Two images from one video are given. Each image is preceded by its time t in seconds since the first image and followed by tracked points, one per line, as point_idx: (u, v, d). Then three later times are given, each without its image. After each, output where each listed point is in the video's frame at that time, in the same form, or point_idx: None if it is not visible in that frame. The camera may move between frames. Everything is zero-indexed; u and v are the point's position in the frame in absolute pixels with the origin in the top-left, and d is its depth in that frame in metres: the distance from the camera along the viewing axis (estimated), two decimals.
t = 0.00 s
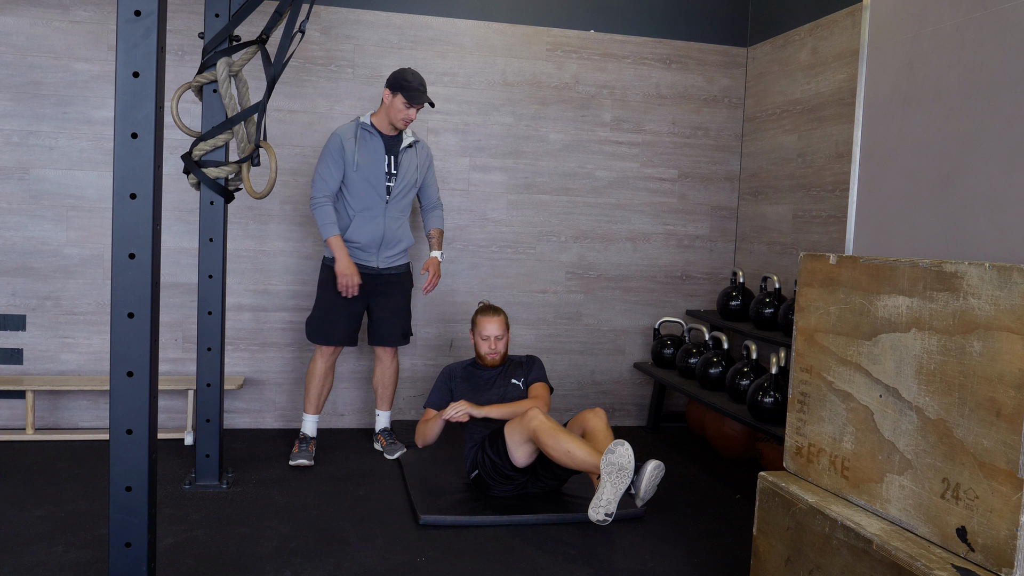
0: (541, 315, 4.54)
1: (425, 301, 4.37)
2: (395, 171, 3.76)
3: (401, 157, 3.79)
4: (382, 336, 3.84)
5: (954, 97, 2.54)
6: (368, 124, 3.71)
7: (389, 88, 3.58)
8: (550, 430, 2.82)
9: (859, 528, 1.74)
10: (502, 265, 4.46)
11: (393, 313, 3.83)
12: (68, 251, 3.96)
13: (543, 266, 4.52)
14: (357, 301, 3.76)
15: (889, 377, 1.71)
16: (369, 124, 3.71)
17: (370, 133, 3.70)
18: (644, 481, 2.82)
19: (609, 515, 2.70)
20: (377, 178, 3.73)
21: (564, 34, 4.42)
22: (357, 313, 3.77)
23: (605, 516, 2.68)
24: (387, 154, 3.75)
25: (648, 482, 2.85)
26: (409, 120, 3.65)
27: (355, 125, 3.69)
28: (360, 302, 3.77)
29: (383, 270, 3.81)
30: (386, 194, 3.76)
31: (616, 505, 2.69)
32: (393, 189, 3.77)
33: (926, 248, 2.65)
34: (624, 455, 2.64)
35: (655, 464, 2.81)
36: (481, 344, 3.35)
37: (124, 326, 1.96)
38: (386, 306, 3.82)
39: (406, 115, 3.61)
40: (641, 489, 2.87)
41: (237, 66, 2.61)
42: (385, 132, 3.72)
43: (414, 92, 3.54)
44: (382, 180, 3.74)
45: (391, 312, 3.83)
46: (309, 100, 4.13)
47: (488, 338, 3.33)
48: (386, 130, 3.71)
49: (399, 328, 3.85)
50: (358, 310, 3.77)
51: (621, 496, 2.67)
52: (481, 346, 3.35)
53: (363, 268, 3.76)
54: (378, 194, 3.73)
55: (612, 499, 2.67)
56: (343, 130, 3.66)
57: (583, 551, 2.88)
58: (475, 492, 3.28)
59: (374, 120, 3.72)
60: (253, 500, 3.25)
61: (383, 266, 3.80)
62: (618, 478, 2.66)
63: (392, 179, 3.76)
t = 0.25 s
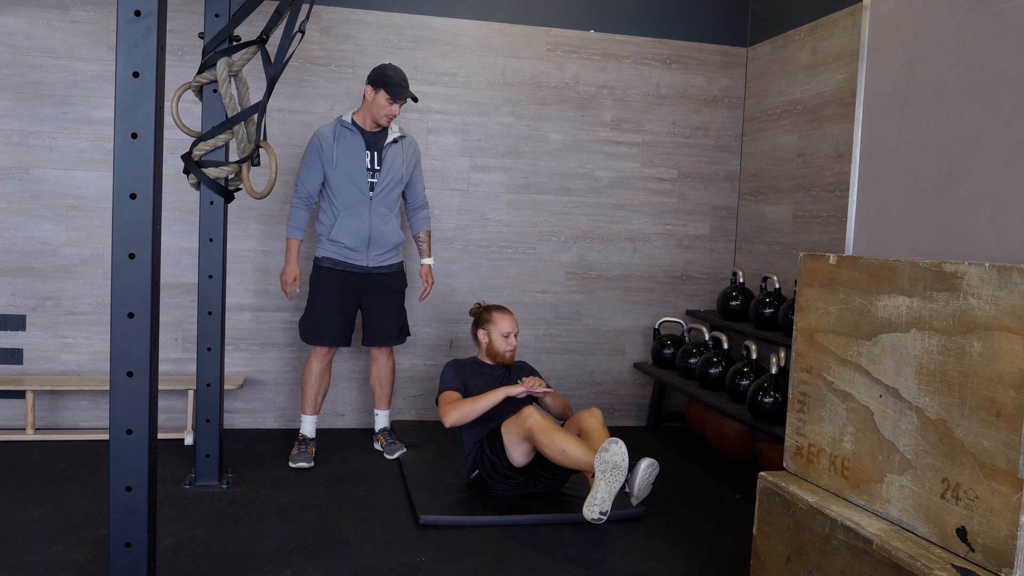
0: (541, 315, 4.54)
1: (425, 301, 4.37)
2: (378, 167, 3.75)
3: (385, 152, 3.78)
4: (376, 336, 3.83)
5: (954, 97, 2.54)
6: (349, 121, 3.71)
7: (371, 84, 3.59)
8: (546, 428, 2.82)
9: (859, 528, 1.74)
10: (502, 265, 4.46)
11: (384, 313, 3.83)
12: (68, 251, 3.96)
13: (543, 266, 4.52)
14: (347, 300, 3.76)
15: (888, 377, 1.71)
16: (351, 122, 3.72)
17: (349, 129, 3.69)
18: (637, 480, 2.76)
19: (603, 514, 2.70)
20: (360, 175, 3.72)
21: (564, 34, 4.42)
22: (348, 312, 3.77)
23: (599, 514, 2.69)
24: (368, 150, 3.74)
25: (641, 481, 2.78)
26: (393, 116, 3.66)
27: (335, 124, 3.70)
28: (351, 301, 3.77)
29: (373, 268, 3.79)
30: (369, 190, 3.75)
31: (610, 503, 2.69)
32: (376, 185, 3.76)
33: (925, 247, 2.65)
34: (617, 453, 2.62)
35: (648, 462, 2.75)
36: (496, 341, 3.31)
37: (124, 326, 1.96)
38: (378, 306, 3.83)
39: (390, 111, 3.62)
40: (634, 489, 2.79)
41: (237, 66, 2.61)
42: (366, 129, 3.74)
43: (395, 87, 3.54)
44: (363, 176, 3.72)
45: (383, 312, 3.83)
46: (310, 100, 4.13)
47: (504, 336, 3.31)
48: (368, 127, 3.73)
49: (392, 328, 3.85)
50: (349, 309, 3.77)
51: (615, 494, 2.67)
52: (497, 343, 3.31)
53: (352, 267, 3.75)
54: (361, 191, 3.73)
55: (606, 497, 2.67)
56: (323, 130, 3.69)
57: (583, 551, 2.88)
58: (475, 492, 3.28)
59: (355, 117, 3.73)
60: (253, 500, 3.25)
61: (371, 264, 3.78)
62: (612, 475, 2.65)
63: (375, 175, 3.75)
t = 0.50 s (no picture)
0: (541, 315, 4.54)
1: (425, 301, 4.37)
2: (372, 166, 3.74)
3: (378, 151, 3.77)
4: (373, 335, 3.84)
5: (954, 97, 2.54)
6: (343, 121, 3.71)
7: (365, 84, 3.59)
8: (542, 427, 2.82)
9: (859, 528, 1.74)
10: (502, 265, 4.46)
11: (377, 314, 3.84)
12: (68, 251, 3.96)
13: (543, 266, 4.52)
14: (341, 300, 3.75)
15: (889, 377, 1.71)
16: (344, 121, 3.72)
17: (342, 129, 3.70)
18: (635, 475, 2.76)
19: (603, 511, 2.71)
20: (355, 175, 3.72)
21: (564, 34, 4.42)
22: (341, 312, 3.77)
23: (598, 511, 2.70)
24: (362, 150, 3.73)
25: (640, 476, 2.78)
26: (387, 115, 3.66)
27: (328, 123, 3.70)
28: (346, 301, 3.77)
29: (368, 267, 3.79)
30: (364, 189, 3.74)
31: (610, 501, 2.71)
32: (371, 184, 3.75)
33: (926, 247, 2.65)
34: (614, 450, 2.62)
35: (646, 457, 2.75)
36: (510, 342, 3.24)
37: (124, 326, 1.96)
38: (371, 306, 3.83)
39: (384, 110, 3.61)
40: (632, 484, 2.80)
41: (237, 66, 2.61)
42: (359, 129, 3.73)
43: (389, 86, 3.54)
44: (357, 176, 3.72)
45: (376, 312, 3.84)
46: (309, 100, 4.13)
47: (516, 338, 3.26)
48: (362, 127, 3.72)
49: (384, 328, 3.86)
50: (342, 309, 3.76)
51: (614, 491, 2.67)
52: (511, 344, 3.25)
53: (347, 267, 3.75)
54: (356, 191, 3.72)
55: (605, 495, 2.68)
56: (315, 130, 3.68)
57: (583, 551, 2.88)
58: (474, 492, 3.28)
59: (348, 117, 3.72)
60: (253, 500, 3.25)
61: (365, 265, 3.78)
62: (609, 473, 2.65)
63: (369, 175, 3.74)
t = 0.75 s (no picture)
0: (541, 315, 4.54)
1: (425, 301, 4.37)
2: (373, 167, 3.75)
3: (379, 152, 3.78)
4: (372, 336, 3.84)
5: (954, 97, 2.54)
6: (343, 121, 3.70)
7: (367, 84, 3.58)
8: (541, 426, 2.82)
9: (859, 528, 1.74)
10: (502, 265, 4.46)
11: (376, 314, 3.84)
12: (68, 251, 3.96)
13: (543, 266, 4.52)
14: (339, 300, 3.75)
15: (889, 377, 1.71)
16: (345, 121, 3.72)
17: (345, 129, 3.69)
18: (632, 473, 2.76)
19: (601, 509, 2.70)
20: (356, 175, 3.72)
21: (564, 34, 4.42)
22: (340, 312, 3.77)
23: (598, 509, 2.68)
24: (364, 150, 3.74)
25: (637, 473, 2.78)
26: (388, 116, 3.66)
27: (330, 123, 3.69)
28: (346, 301, 3.77)
29: (368, 268, 3.79)
30: (364, 190, 3.75)
31: (609, 499, 2.69)
32: (372, 185, 3.76)
33: (926, 247, 2.64)
34: (613, 447, 2.62)
35: (643, 454, 2.75)
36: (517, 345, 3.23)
37: (124, 326, 1.96)
38: (370, 306, 3.83)
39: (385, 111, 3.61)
40: (632, 482, 2.80)
41: (237, 66, 2.61)
42: (360, 129, 3.73)
43: (391, 87, 3.54)
44: (359, 177, 3.72)
45: (374, 312, 3.84)
46: (309, 100, 4.13)
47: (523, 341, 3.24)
48: (362, 127, 3.72)
49: (384, 328, 3.86)
50: (341, 309, 3.76)
51: (613, 489, 2.66)
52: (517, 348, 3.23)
53: (348, 267, 3.75)
54: (357, 191, 3.72)
55: (604, 492, 2.66)
56: (318, 129, 3.67)
57: (583, 551, 2.88)
58: (475, 492, 3.28)
59: (349, 117, 3.71)
60: (253, 500, 3.25)
61: (365, 266, 3.78)
62: (609, 471, 2.65)
63: (371, 175, 3.75)
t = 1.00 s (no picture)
0: (541, 315, 4.54)
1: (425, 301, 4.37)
2: (377, 167, 3.76)
3: (381, 153, 3.79)
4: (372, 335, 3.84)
5: (954, 97, 2.54)
6: (345, 120, 3.70)
7: (370, 84, 3.58)
8: (537, 427, 2.82)
9: (859, 528, 1.74)
10: (502, 265, 4.46)
11: (378, 314, 3.85)
12: (68, 252, 3.96)
13: (543, 266, 4.52)
14: (343, 302, 3.75)
15: (889, 377, 1.71)
16: (348, 121, 3.71)
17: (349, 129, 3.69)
18: (628, 477, 2.77)
19: (597, 512, 2.69)
20: (359, 176, 3.72)
21: (564, 34, 4.42)
22: (343, 313, 3.77)
23: (592, 513, 2.67)
24: (367, 150, 3.74)
25: (632, 477, 2.79)
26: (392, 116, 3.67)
27: (334, 123, 3.69)
28: (347, 301, 3.77)
29: (368, 267, 3.79)
30: (367, 190, 3.75)
31: (603, 502, 2.69)
32: (375, 185, 3.76)
33: (925, 248, 2.64)
34: (607, 451, 2.62)
35: (638, 459, 2.76)
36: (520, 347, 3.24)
37: (124, 326, 1.96)
38: (372, 307, 3.84)
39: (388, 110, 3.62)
40: (626, 486, 2.80)
41: (237, 66, 2.61)
42: (363, 129, 3.73)
43: (395, 87, 3.54)
44: (362, 177, 3.72)
45: (377, 312, 3.84)
46: (309, 100, 4.13)
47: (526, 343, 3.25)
48: (365, 127, 3.72)
49: (386, 328, 3.87)
50: (344, 311, 3.76)
51: (608, 492, 2.66)
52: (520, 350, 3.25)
53: (349, 267, 3.75)
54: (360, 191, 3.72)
55: (599, 496, 2.66)
56: (321, 128, 3.66)
57: (583, 551, 2.88)
58: (474, 492, 3.28)
59: (352, 117, 3.71)
60: (253, 500, 3.25)
61: (367, 266, 3.79)
62: (603, 474, 2.65)
63: (374, 176, 3.76)
